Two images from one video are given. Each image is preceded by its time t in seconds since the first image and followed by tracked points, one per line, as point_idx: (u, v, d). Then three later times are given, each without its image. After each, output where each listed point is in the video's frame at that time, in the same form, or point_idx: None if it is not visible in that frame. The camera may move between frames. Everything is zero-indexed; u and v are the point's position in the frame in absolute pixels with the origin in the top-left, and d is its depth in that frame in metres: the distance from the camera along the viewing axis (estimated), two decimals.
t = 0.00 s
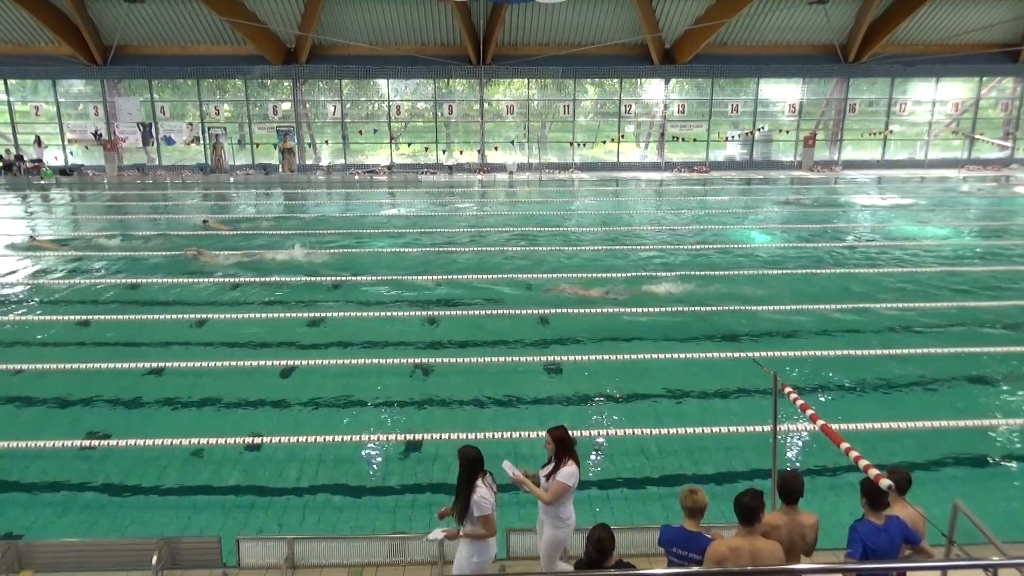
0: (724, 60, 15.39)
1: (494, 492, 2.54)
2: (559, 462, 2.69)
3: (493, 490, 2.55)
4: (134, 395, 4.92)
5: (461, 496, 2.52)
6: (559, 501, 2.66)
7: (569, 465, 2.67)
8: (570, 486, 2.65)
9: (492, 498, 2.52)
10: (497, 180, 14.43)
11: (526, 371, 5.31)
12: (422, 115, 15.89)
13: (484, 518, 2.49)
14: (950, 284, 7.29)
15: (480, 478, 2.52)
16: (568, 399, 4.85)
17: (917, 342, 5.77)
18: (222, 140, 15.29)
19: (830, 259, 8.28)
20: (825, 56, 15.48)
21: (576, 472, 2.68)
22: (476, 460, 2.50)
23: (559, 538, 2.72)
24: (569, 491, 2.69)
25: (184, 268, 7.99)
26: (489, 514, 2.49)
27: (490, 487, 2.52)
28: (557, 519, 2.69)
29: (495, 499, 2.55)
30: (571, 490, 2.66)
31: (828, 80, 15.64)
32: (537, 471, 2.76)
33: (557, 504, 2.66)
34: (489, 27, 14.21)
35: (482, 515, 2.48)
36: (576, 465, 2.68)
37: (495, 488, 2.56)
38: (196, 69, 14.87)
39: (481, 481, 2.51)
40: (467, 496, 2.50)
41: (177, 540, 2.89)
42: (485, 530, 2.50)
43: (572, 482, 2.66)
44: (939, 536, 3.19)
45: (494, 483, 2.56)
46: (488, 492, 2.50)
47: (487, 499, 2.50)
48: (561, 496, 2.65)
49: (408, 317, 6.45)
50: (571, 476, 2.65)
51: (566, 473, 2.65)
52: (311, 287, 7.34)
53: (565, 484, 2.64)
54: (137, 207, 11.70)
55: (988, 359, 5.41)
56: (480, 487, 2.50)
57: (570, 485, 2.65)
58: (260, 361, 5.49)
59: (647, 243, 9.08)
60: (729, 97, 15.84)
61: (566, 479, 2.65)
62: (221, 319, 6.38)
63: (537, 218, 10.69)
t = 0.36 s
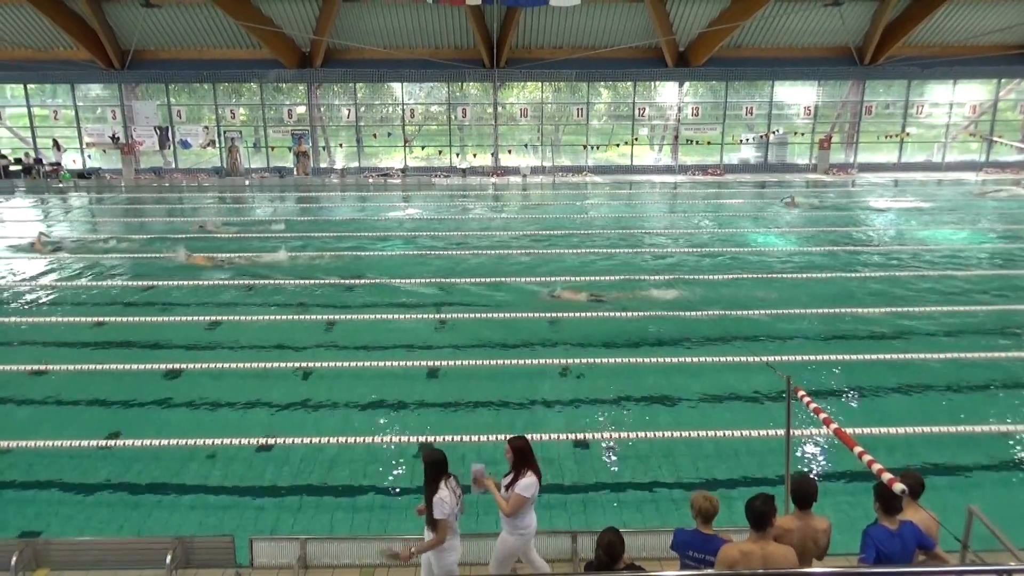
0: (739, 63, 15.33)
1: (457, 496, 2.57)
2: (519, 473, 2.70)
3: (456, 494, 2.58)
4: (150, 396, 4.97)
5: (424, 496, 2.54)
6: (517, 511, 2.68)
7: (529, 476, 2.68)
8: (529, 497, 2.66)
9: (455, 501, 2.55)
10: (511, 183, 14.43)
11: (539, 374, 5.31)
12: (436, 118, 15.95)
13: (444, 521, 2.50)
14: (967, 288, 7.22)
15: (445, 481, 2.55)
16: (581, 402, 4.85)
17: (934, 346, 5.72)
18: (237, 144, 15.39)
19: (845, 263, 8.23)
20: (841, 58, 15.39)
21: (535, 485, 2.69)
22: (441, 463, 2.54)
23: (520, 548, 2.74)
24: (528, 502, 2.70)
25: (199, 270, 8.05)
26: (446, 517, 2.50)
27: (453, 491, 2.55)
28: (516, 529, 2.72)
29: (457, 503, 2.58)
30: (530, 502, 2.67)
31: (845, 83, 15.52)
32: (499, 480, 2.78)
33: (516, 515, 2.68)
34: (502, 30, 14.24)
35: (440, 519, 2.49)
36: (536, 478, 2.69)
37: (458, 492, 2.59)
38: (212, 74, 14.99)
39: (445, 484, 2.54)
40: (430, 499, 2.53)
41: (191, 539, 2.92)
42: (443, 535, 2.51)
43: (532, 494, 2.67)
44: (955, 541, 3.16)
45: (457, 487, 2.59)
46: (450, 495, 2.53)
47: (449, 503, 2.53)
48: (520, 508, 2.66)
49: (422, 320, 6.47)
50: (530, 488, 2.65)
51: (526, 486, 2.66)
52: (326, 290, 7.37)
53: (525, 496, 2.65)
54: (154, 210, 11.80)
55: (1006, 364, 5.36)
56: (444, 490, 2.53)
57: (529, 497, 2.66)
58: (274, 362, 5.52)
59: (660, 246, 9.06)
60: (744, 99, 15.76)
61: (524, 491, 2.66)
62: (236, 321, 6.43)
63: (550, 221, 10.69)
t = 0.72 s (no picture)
0: (752, 65, 15.28)
1: (422, 495, 2.49)
2: (478, 475, 2.57)
3: (421, 493, 2.50)
4: (162, 396, 5.00)
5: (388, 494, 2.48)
6: (472, 514, 2.56)
7: (485, 479, 2.53)
8: (482, 501, 2.53)
9: (420, 500, 2.48)
10: (522, 186, 14.44)
11: (548, 377, 5.31)
12: (448, 121, 15.99)
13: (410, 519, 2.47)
14: (983, 292, 7.16)
15: (407, 481, 2.47)
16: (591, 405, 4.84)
17: (948, 351, 5.66)
18: (250, 146, 15.47)
19: (858, 266, 8.17)
20: (855, 61, 15.31)
21: (491, 489, 2.54)
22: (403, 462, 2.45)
23: (480, 553, 2.61)
24: (487, 505, 2.57)
25: (212, 272, 8.09)
26: (415, 516, 2.47)
27: (418, 489, 2.48)
28: (475, 533, 2.59)
29: (422, 503, 2.50)
30: (485, 506, 2.54)
31: (859, 85, 15.42)
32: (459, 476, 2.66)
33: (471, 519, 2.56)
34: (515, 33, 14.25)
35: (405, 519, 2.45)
36: (492, 482, 2.54)
37: (422, 491, 2.51)
38: (226, 76, 15.09)
39: (409, 483, 2.47)
40: (392, 498, 2.46)
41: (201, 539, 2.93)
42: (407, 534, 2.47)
43: (488, 498, 2.54)
44: (969, 547, 3.13)
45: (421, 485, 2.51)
46: (414, 495, 2.46)
47: (413, 502, 2.46)
48: (475, 511, 2.54)
49: (432, 322, 6.48)
50: (483, 491, 2.51)
51: (480, 489, 2.53)
52: (337, 291, 7.39)
53: (477, 499, 2.52)
54: (168, 211, 11.87)
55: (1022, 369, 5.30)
56: (406, 490, 2.46)
57: (483, 501, 2.53)
58: (285, 363, 5.55)
59: (672, 249, 9.04)
60: (757, 102, 15.67)
61: (477, 495, 2.52)
62: (248, 322, 6.46)
63: (561, 223, 10.68)
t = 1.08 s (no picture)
0: (762, 67, 15.23)
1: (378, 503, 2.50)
2: (433, 474, 2.53)
3: (378, 501, 2.51)
4: (172, 396, 5.03)
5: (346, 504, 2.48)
6: (430, 514, 2.53)
7: (441, 479, 2.50)
8: (438, 501, 2.49)
9: (376, 508, 2.48)
10: (532, 187, 14.44)
11: (557, 378, 5.32)
12: (457, 122, 16.01)
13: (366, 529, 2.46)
14: (995, 295, 7.12)
15: (364, 490, 2.46)
16: (598, 407, 4.84)
17: (960, 354, 5.63)
18: (261, 147, 15.54)
19: (869, 269, 8.14)
20: (867, 63, 15.24)
21: (447, 487, 2.51)
22: (359, 471, 2.43)
23: (438, 555, 2.59)
24: (444, 504, 2.54)
25: (222, 272, 8.13)
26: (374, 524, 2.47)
27: (374, 497, 2.48)
28: (434, 533, 2.56)
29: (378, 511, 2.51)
30: (442, 506, 2.51)
31: (870, 87, 15.34)
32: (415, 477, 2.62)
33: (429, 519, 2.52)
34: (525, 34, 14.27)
35: (361, 529, 2.45)
36: (448, 481, 2.51)
37: (380, 499, 2.52)
38: (237, 78, 15.18)
39: (365, 492, 2.47)
40: (348, 508, 2.46)
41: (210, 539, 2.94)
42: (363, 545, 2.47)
43: (445, 497, 2.51)
44: (978, 552, 3.11)
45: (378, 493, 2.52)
46: (370, 504, 2.46)
47: (370, 510, 2.47)
48: (432, 512, 2.50)
49: (441, 323, 6.49)
50: (438, 491, 2.48)
51: (437, 489, 2.49)
52: (346, 292, 7.42)
53: (432, 499, 2.48)
54: (179, 212, 11.95)
55: None
56: (362, 499, 2.45)
57: (439, 501, 2.49)
58: (294, 364, 5.56)
59: (681, 251, 9.02)
60: (768, 104, 15.62)
61: (433, 494, 2.48)
62: (258, 322, 6.49)
63: (571, 225, 10.69)
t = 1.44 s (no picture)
0: (772, 69, 15.19)
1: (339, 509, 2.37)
2: (393, 476, 2.49)
3: (338, 506, 2.39)
4: (181, 396, 5.05)
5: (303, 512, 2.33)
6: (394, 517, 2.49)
7: (403, 480, 2.47)
8: (403, 503, 2.47)
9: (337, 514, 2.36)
10: (540, 189, 14.45)
11: (565, 380, 5.31)
12: (466, 124, 16.04)
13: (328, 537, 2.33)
14: (1006, 298, 7.07)
15: (325, 495, 2.33)
16: (606, 409, 4.83)
17: (971, 358, 5.59)
18: (271, 149, 15.61)
19: (879, 271, 8.10)
20: (877, 65, 15.18)
21: (410, 488, 2.49)
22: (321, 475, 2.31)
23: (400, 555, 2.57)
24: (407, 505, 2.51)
25: (232, 274, 8.17)
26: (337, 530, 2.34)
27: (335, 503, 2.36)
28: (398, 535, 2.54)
29: (340, 517, 2.38)
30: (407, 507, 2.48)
31: (881, 89, 15.27)
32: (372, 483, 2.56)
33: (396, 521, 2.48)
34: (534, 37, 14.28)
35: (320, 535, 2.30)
36: (411, 482, 2.48)
37: (339, 504, 2.40)
38: (247, 80, 15.25)
39: (325, 497, 2.34)
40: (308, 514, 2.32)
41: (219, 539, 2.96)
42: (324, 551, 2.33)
43: (409, 498, 2.48)
44: (989, 557, 3.09)
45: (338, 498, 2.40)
46: (331, 509, 2.33)
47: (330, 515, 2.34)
48: (398, 515, 2.47)
49: (449, 325, 6.50)
50: (403, 492, 2.45)
51: (401, 490, 2.46)
52: (355, 293, 7.44)
53: (399, 501, 2.45)
54: (189, 213, 12.03)
55: None
56: (322, 504, 2.32)
57: (405, 502, 2.47)
58: (303, 365, 5.58)
59: (690, 253, 9.01)
60: (778, 105, 15.57)
61: (398, 496, 2.45)
62: (268, 323, 6.52)
63: (579, 227, 10.68)
